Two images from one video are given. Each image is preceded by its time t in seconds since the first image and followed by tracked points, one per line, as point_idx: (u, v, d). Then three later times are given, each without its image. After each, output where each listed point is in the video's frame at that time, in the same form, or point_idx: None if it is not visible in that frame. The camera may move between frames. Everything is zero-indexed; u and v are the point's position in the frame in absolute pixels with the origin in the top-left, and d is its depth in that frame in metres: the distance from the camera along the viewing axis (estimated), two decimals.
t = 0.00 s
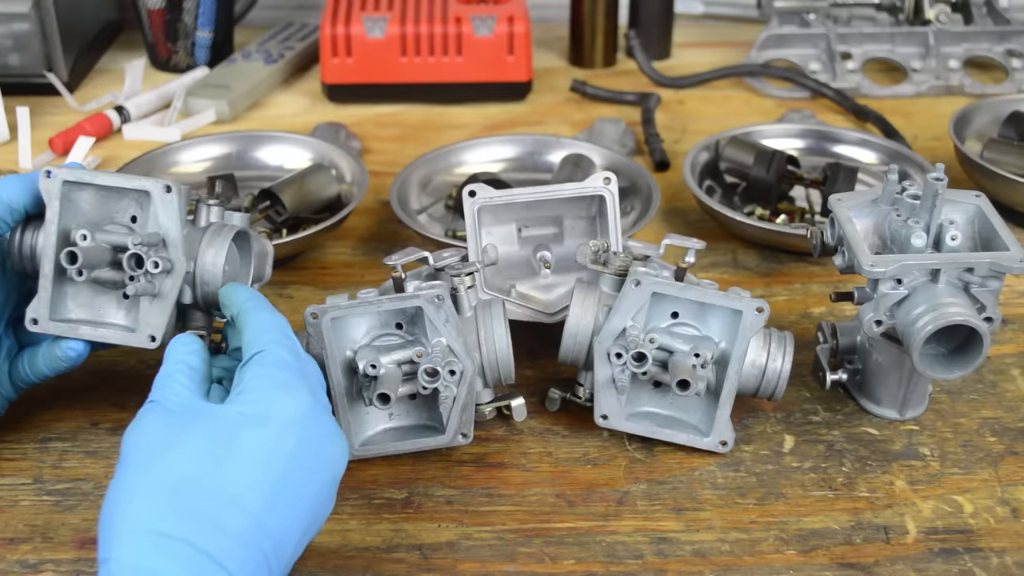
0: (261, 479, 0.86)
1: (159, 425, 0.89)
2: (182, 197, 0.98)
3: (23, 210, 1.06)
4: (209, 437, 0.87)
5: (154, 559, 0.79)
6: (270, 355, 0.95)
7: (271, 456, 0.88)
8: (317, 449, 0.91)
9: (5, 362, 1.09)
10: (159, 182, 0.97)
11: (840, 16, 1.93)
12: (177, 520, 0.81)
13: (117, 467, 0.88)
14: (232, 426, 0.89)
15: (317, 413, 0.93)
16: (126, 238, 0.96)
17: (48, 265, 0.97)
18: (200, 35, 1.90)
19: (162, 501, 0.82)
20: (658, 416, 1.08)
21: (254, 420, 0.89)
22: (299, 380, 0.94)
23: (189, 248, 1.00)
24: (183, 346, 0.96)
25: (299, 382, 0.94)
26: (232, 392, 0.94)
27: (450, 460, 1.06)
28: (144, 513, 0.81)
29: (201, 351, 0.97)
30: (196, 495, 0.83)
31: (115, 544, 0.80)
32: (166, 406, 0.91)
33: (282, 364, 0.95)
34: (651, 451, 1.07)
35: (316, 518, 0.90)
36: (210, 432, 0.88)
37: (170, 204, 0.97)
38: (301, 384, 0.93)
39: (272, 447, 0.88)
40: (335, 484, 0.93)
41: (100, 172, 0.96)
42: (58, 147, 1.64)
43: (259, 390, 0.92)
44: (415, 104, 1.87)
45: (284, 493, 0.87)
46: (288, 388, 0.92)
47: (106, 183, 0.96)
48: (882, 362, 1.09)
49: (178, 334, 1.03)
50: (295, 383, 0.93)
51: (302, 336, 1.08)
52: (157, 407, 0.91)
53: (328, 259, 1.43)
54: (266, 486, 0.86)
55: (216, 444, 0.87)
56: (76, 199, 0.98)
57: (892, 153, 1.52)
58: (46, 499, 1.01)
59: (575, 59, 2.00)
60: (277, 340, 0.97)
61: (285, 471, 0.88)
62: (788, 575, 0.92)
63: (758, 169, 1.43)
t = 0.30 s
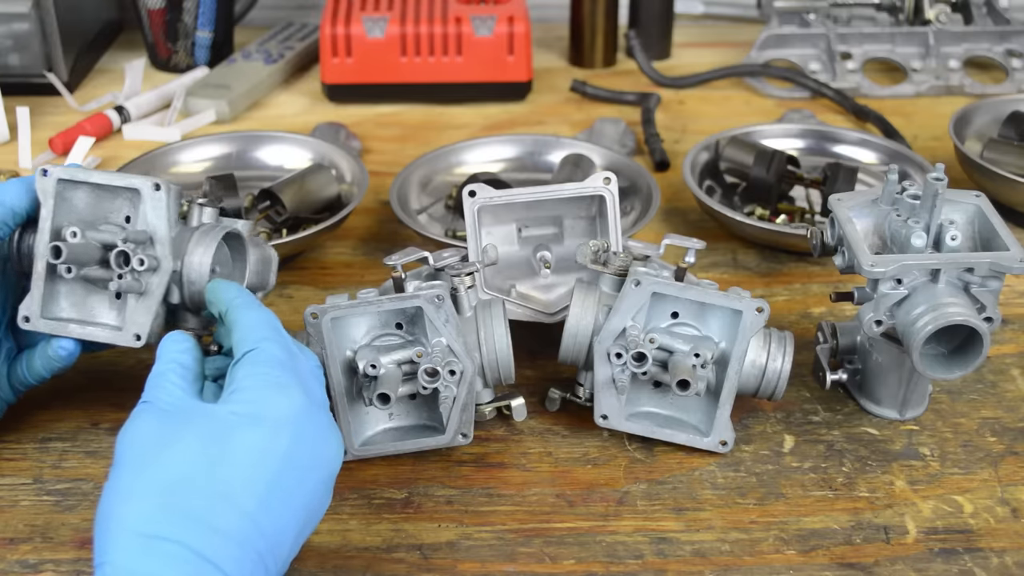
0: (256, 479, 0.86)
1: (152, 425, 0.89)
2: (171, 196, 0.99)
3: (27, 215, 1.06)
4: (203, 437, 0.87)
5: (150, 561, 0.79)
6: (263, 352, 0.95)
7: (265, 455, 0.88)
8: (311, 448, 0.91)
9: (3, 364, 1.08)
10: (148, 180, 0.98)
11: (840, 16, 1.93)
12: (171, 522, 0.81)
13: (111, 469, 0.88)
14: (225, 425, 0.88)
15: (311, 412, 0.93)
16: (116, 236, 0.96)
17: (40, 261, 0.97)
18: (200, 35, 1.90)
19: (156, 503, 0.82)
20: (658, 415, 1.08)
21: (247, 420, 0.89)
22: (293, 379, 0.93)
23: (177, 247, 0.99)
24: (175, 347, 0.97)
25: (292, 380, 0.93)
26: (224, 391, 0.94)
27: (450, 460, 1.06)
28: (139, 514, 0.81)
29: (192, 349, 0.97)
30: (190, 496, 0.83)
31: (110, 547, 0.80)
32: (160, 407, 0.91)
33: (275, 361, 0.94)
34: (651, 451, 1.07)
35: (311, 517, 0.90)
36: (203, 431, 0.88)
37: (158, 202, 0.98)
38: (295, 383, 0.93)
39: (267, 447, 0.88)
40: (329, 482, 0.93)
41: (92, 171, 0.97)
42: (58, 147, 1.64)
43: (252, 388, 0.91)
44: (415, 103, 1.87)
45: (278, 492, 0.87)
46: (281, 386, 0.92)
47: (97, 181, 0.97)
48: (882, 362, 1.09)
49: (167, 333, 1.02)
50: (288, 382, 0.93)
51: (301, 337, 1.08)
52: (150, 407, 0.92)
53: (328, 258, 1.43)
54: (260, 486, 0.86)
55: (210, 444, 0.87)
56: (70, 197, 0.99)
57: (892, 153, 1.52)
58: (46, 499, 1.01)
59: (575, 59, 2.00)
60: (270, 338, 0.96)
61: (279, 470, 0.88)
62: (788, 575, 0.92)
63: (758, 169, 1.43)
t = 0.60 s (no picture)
0: (256, 479, 0.86)
1: (152, 425, 0.89)
2: (149, 204, 0.96)
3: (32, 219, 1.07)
4: (203, 437, 0.87)
5: (149, 562, 0.79)
6: (263, 352, 0.94)
7: (265, 456, 0.87)
8: (311, 448, 0.91)
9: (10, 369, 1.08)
10: (126, 189, 0.96)
11: (840, 16, 1.93)
12: (170, 522, 0.81)
13: (112, 469, 0.88)
14: (225, 426, 0.88)
15: (312, 411, 0.93)
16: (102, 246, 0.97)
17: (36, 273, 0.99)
18: (200, 35, 1.90)
19: (156, 504, 0.82)
20: (658, 415, 1.08)
21: (247, 420, 0.89)
22: (294, 378, 0.93)
23: (162, 254, 0.98)
24: (174, 347, 0.97)
25: (292, 380, 0.93)
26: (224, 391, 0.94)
27: (450, 460, 1.07)
28: (139, 515, 0.81)
29: (192, 348, 0.98)
30: (190, 497, 0.83)
31: (110, 547, 0.80)
32: (160, 407, 0.91)
33: (275, 361, 0.94)
34: (651, 451, 1.07)
35: (312, 516, 0.91)
36: (203, 431, 0.87)
37: (137, 212, 0.96)
38: (296, 383, 0.93)
39: (267, 447, 0.88)
40: (329, 481, 0.93)
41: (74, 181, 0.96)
42: (58, 147, 1.64)
43: (253, 388, 0.91)
44: (415, 103, 1.87)
45: (278, 492, 0.87)
46: (281, 386, 0.92)
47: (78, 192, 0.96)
48: (882, 362, 1.09)
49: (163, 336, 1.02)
50: (289, 381, 0.93)
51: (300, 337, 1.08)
52: (151, 407, 0.92)
53: (328, 258, 1.43)
54: (260, 486, 0.86)
55: (210, 444, 0.87)
56: (59, 205, 0.99)
57: (892, 153, 1.52)
58: (46, 499, 1.01)
59: (575, 59, 2.00)
60: (270, 337, 0.96)
61: (279, 471, 0.88)
62: (787, 575, 0.92)
63: (758, 169, 1.43)
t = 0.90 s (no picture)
0: (256, 480, 0.86)
1: (152, 426, 0.89)
2: (149, 202, 0.97)
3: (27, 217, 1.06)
4: (202, 438, 0.87)
5: (148, 563, 0.79)
6: (262, 352, 0.94)
7: (264, 457, 0.87)
8: (310, 449, 0.91)
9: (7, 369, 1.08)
10: (127, 186, 0.97)
11: (840, 16, 1.93)
12: (169, 523, 0.81)
13: (111, 470, 0.88)
14: (224, 426, 0.88)
15: (311, 412, 0.93)
16: (100, 242, 0.97)
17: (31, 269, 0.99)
18: (200, 35, 1.90)
19: (155, 505, 0.82)
20: (658, 416, 1.08)
21: (246, 420, 0.89)
22: (293, 379, 0.93)
23: (160, 253, 0.98)
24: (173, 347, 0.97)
25: (291, 381, 0.93)
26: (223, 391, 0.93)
27: (450, 460, 1.07)
28: (137, 516, 0.81)
29: (191, 348, 0.97)
30: (189, 498, 0.83)
31: (109, 548, 0.80)
32: (159, 408, 0.91)
33: (274, 361, 0.94)
34: (651, 451, 1.07)
35: (311, 516, 0.91)
36: (202, 432, 0.88)
37: (137, 209, 0.97)
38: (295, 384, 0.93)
39: (266, 447, 0.88)
40: (329, 481, 0.93)
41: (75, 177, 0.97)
42: (58, 147, 1.64)
43: (252, 388, 0.91)
44: (415, 103, 1.87)
45: (277, 493, 0.87)
46: (280, 387, 0.92)
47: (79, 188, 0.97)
48: (882, 362, 1.09)
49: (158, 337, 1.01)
50: (289, 382, 0.93)
51: (300, 337, 1.08)
52: (150, 407, 0.92)
53: (328, 259, 1.43)
54: (259, 487, 0.86)
55: (210, 445, 0.87)
56: (59, 202, 0.99)
57: (892, 153, 1.52)
58: (46, 499, 1.01)
59: (575, 59, 2.00)
60: (269, 338, 0.96)
61: (278, 471, 0.88)
62: (788, 575, 0.92)
63: (758, 169, 1.43)
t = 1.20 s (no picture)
0: (256, 479, 0.87)
1: (151, 425, 0.89)
2: (174, 205, 0.98)
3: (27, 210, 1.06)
4: (202, 437, 0.87)
5: (149, 561, 0.79)
6: (262, 353, 0.95)
7: (264, 456, 0.88)
8: (309, 448, 0.91)
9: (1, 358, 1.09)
10: (153, 187, 0.97)
11: (840, 16, 1.93)
12: (170, 522, 0.81)
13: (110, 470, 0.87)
14: (224, 425, 0.88)
15: (310, 411, 0.93)
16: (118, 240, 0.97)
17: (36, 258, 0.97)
18: (200, 35, 1.90)
19: (155, 504, 0.82)
20: (658, 415, 1.08)
21: (246, 420, 0.89)
22: (292, 379, 0.94)
23: (178, 256, 0.99)
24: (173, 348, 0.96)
25: (291, 381, 0.94)
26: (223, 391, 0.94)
27: (450, 460, 1.07)
28: (138, 515, 0.81)
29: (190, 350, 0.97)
30: (190, 497, 0.83)
31: (109, 547, 0.80)
32: (158, 407, 0.91)
33: (274, 362, 0.94)
34: (651, 451, 1.07)
35: (310, 516, 0.91)
36: (202, 431, 0.88)
37: (162, 211, 0.97)
38: (294, 384, 0.93)
39: (266, 447, 0.88)
40: (327, 481, 0.93)
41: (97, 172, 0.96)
42: (58, 147, 1.63)
43: (252, 387, 0.91)
44: (414, 103, 1.87)
45: (277, 492, 0.87)
46: (280, 387, 0.92)
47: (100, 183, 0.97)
48: (882, 362, 1.09)
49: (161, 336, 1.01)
50: (288, 382, 0.93)
51: (300, 337, 1.07)
52: (149, 407, 0.91)
53: (328, 259, 1.43)
54: (259, 486, 0.86)
55: (210, 444, 0.87)
56: (73, 193, 0.99)
57: (892, 153, 1.52)
58: (46, 499, 1.01)
59: (575, 59, 2.00)
60: (269, 338, 0.97)
61: (278, 471, 0.88)
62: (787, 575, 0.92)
63: (758, 169, 1.43)
